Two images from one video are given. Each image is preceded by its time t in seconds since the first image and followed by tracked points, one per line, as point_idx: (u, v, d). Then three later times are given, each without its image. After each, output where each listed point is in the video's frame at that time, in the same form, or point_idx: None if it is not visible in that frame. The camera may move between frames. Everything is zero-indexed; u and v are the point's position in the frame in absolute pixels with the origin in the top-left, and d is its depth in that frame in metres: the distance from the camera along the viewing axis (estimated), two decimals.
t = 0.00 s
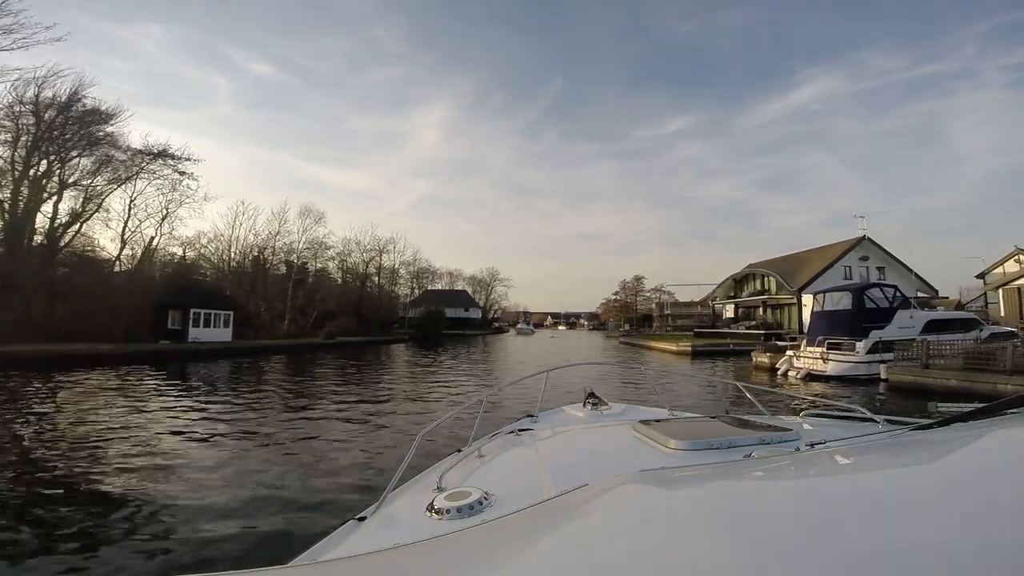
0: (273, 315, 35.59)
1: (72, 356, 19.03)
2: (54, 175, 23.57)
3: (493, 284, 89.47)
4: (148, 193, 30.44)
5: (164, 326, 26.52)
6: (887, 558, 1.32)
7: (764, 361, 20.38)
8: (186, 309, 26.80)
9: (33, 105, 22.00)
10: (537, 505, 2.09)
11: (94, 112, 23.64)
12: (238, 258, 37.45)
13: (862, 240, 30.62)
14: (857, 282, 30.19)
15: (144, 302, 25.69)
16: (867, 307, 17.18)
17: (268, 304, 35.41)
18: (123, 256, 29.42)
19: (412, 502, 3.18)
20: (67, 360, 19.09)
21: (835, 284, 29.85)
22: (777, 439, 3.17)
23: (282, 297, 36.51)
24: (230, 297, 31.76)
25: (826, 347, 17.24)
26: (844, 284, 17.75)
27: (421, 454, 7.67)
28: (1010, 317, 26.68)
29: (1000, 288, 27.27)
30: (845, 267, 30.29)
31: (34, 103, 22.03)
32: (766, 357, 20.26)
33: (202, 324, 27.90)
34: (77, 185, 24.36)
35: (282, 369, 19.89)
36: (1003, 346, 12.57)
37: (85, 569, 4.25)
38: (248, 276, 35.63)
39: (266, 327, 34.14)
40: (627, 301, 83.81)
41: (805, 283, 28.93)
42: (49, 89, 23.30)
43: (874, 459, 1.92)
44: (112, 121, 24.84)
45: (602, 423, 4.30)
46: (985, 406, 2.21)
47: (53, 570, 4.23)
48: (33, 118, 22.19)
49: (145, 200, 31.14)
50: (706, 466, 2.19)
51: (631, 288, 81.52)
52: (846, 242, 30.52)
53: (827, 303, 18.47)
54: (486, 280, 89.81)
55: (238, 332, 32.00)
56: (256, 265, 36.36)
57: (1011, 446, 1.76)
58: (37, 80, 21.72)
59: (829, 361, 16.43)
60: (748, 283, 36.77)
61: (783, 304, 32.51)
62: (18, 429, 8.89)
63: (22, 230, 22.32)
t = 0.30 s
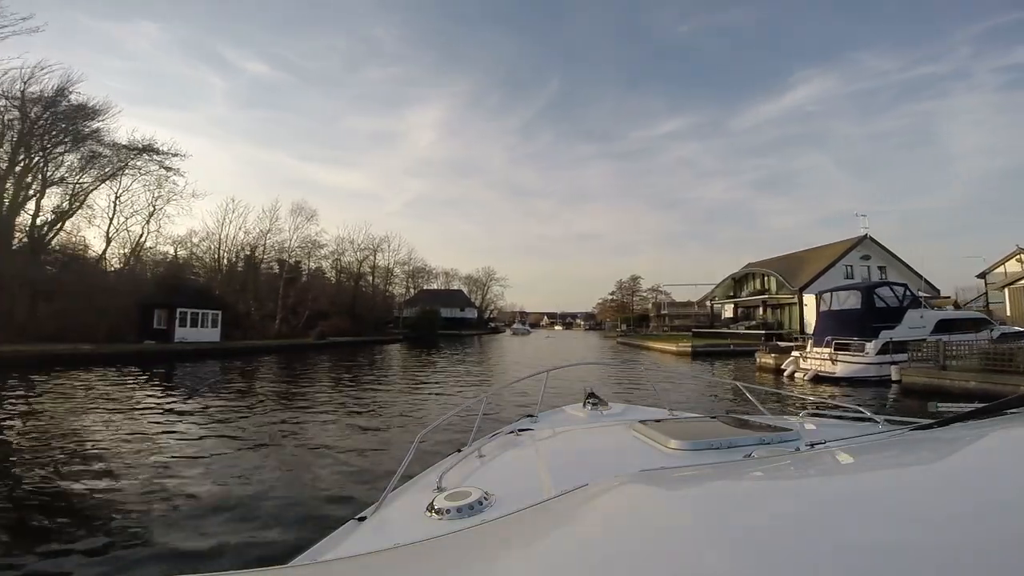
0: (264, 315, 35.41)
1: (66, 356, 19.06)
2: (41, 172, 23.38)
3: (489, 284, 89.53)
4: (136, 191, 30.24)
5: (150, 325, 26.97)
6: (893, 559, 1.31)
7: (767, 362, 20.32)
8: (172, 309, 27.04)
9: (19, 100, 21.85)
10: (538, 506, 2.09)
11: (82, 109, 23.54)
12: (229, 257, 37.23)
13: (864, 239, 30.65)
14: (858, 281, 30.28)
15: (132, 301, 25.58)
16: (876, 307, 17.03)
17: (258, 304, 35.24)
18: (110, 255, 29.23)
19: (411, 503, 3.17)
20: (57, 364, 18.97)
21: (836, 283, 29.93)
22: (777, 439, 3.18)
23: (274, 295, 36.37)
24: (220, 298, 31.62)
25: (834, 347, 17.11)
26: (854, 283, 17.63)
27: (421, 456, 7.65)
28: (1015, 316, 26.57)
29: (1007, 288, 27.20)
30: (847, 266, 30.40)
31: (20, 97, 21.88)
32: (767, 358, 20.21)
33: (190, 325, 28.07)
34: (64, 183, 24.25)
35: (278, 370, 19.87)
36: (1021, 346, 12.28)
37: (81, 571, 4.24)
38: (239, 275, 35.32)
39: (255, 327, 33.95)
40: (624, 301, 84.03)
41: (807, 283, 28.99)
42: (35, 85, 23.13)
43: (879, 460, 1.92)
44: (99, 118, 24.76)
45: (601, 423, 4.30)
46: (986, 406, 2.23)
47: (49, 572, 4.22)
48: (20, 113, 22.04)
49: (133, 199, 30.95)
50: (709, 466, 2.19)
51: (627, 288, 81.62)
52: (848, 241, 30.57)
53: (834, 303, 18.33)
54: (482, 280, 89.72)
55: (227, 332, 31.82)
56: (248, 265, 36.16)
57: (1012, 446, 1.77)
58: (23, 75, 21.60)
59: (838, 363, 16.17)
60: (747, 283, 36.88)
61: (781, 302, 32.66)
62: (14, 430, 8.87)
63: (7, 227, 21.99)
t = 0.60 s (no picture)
0: (254, 315, 35.28)
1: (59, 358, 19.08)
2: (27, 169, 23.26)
3: (485, 283, 89.54)
4: (123, 189, 30.08)
5: (136, 325, 26.10)
6: (892, 558, 1.32)
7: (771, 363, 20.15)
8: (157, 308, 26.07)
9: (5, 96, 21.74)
10: (539, 505, 2.09)
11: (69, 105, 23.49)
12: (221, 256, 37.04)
13: (866, 237, 30.68)
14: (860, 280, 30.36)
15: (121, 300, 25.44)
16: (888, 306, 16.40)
17: (249, 304, 35.06)
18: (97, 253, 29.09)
19: (411, 502, 3.16)
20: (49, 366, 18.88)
21: (838, 282, 29.99)
22: (777, 439, 3.19)
23: (266, 295, 36.22)
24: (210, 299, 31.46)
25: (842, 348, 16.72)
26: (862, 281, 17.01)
27: (420, 458, 7.62)
28: (1021, 318, 26.52)
29: (1013, 288, 27.45)
30: (849, 264, 30.51)
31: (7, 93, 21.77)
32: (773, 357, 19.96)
33: (177, 325, 27.66)
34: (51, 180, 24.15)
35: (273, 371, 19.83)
36: None
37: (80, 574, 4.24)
38: (229, 275, 35.14)
39: (246, 328, 33.84)
40: (621, 301, 84.26)
41: (808, 282, 29.02)
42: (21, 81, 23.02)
43: (877, 460, 1.93)
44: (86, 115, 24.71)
45: (601, 423, 4.30)
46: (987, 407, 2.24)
47: None
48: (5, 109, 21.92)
49: (119, 197, 30.70)
50: (710, 466, 2.19)
51: (623, 288, 81.89)
52: (849, 240, 30.65)
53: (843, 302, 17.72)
54: (478, 280, 89.74)
55: (215, 332, 31.61)
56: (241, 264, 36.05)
57: (1014, 447, 1.77)
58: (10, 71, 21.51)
59: (848, 364, 15.88)
60: (745, 283, 37.01)
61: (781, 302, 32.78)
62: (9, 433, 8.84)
63: None
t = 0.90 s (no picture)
0: (245, 314, 35.04)
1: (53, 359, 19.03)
2: (13, 166, 23.03)
3: (481, 283, 89.59)
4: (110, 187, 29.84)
5: (120, 325, 25.51)
6: (891, 558, 1.32)
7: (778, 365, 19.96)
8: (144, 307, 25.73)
9: None
10: (538, 505, 2.09)
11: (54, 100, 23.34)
12: (212, 255, 36.91)
13: (868, 237, 30.78)
14: (862, 279, 30.43)
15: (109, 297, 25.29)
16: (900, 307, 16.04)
17: (237, 304, 34.80)
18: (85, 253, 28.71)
19: (411, 502, 3.16)
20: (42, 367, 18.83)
21: (840, 281, 30.01)
22: (777, 439, 3.19)
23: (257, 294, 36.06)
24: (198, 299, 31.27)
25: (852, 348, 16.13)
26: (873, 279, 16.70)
27: (419, 460, 7.59)
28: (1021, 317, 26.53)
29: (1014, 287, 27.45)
30: (851, 263, 30.57)
31: None
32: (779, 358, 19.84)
33: (163, 323, 27.24)
34: (36, 178, 23.87)
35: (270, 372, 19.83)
36: None
37: None
38: (220, 275, 34.93)
39: (236, 328, 33.65)
40: (618, 301, 84.52)
41: (812, 281, 28.99)
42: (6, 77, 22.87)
43: (877, 460, 1.94)
44: (72, 111, 24.54)
45: (600, 423, 4.31)
46: (987, 406, 2.26)
47: None
48: None
49: (104, 196, 30.37)
50: (711, 466, 2.19)
51: (620, 287, 82.13)
52: (851, 239, 30.72)
53: (853, 301, 17.32)
54: (475, 280, 89.65)
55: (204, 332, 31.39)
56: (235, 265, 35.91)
57: (1012, 447, 1.77)
58: None
59: (859, 366, 15.44)
60: (745, 283, 37.11)
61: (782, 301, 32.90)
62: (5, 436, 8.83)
63: None
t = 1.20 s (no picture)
0: (235, 314, 34.85)
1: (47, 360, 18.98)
2: None
3: (477, 283, 89.61)
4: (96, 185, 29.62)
5: (104, 324, 25.20)
6: (883, 558, 1.33)
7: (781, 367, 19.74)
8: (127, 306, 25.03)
9: None
10: (537, 505, 2.08)
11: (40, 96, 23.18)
12: (200, 252, 37.07)
13: (871, 236, 30.81)
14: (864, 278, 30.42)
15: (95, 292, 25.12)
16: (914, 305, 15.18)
17: (228, 304, 34.55)
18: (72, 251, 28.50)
19: (411, 502, 3.15)
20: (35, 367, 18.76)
21: (842, 280, 30.02)
22: (777, 439, 3.20)
23: (248, 293, 35.77)
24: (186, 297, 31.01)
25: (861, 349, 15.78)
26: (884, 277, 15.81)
27: (419, 461, 7.55)
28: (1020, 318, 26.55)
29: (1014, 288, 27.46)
30: (854, 262, 30.54)
31: None
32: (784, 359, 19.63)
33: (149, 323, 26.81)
34: (20, 175, 23.65)
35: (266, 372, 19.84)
36: None
37: None
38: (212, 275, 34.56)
39: (226, 328, 33.49)
40: (615, 301, 84.66)
41: (814, 280, 28.97)
42: None
43: (874, 461, 1.94)
44: (59, 108, 24.38)
45: (600, 423, 4.31)
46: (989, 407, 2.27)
47: None
48: None
49: (89, 192, 30.02)
50: (710, 466, 2.20)
51: (617, 288, 82.47)
52: (854, 238, 30.74)
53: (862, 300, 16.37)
54: (471, 280, 89.63)
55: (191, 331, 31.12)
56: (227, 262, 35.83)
57: (1011, 448, 1.78)
58: None
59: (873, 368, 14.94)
60: (745, 282, 37.18)
61: (784, 301, 32.95)
62: None
63: None
